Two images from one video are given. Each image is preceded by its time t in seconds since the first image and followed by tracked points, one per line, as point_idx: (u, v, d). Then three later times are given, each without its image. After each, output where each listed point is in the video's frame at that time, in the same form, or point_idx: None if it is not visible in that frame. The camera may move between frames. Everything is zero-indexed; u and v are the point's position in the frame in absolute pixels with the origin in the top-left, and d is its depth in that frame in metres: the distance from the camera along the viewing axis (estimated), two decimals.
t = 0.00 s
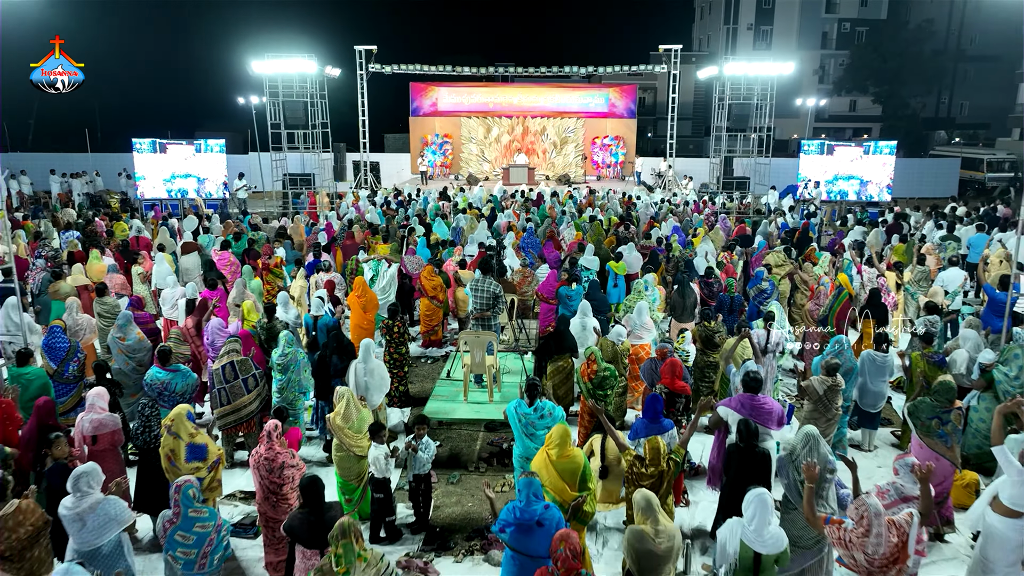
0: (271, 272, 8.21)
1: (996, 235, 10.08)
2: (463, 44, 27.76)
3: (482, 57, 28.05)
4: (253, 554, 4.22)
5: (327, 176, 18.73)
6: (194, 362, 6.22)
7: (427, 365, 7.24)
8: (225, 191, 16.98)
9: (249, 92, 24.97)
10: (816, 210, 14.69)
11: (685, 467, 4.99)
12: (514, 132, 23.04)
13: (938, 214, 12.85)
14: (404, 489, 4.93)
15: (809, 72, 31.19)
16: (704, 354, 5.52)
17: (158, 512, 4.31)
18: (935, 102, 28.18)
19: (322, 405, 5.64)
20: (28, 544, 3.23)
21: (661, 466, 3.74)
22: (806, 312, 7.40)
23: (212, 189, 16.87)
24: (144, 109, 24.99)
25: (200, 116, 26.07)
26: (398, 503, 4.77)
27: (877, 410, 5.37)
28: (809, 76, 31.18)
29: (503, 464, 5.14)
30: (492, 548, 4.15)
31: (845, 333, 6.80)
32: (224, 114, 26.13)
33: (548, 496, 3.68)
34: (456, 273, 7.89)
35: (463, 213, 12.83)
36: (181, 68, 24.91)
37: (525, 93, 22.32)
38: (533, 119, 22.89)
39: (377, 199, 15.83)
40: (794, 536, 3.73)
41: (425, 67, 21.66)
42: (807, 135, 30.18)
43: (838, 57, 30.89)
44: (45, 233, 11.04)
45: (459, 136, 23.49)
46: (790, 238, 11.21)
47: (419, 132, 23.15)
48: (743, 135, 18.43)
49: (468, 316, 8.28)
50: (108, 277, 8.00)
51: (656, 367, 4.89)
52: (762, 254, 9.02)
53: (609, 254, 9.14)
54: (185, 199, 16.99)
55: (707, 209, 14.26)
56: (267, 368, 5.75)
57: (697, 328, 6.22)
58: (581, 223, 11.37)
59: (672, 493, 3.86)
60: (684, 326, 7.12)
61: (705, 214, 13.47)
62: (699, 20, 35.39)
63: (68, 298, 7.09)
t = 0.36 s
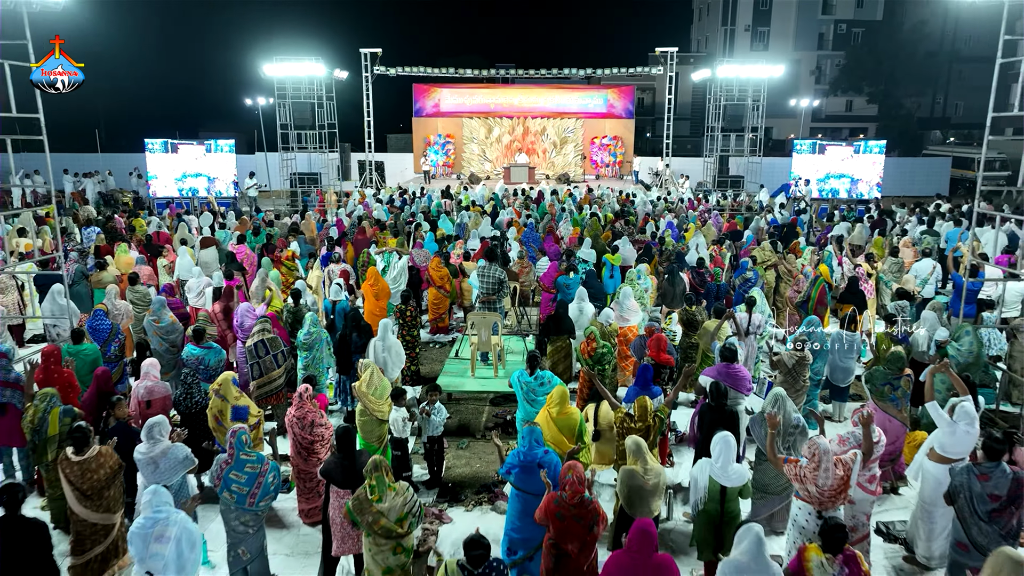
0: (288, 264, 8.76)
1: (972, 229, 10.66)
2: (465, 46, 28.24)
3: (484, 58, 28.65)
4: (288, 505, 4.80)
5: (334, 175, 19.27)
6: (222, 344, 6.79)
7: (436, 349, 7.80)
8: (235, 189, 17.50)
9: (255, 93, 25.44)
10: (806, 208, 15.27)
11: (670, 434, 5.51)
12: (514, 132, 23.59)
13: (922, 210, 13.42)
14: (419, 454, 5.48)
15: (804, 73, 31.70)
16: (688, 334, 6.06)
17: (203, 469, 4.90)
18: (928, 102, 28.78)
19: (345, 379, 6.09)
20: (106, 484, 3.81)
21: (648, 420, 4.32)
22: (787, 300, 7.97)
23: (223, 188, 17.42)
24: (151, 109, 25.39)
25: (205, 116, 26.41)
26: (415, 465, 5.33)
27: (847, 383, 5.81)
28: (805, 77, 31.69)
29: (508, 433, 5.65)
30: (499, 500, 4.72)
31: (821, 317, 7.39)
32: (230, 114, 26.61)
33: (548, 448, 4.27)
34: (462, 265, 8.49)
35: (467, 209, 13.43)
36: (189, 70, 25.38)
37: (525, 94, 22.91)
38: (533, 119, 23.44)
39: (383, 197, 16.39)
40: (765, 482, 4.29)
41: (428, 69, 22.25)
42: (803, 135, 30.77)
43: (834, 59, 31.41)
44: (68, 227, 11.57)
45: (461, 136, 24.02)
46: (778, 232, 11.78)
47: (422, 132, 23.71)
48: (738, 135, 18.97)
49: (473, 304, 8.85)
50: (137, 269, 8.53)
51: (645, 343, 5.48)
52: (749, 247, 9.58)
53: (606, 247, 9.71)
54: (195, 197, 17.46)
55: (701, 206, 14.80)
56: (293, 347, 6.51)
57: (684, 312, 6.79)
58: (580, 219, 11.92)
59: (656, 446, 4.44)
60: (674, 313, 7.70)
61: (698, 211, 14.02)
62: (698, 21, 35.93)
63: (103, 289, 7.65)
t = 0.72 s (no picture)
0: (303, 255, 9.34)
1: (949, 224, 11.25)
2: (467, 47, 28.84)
3: (486, 60, 29.26)
4: (317, 464, 5.40)
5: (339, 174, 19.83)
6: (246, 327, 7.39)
7: (442, 335, 8.40)
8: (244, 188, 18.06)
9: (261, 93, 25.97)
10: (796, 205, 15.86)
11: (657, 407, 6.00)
12: (514, 132, 24.14)
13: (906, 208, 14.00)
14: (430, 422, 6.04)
15: (800, 74, 32.47)
16: (674, 317, 6.64)
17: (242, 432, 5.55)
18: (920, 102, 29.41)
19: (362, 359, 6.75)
20: (163, 438, 4.42)
21: (634, 384, 4.91)
22: (769, 289, 8.54)
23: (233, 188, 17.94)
24: (159, 109, 25.93)
25: (209, 116, 26.76)
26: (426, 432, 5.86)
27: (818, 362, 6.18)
28: (801, 78, 32.46)
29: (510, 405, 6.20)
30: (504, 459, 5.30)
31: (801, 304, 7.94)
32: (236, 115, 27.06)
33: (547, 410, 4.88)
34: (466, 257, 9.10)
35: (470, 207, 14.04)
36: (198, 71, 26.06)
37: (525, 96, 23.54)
38: (533, 120, 24.01)
39: (387, 195, 16.97)
40: (739, 440, 4.87)
41: (431, 71, 22.91)
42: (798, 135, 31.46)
43: (829, 60, 32.21)
44: (90, 222, 12.16)
45: (462, 137, 24.57)
46: (767, 228, 12.37)
47: (424, 133, 24.29)
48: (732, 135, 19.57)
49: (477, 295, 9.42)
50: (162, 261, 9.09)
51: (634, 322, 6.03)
52: (737, 242, 10.16)
53: (601, 241, 10.31)
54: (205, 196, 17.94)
55: (695, 203, 15.39)
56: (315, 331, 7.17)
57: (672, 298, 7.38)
58: (577, 216, 12.51)
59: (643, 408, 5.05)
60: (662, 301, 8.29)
61: (692, 207, 14.61)
62: (696, 23, 36.60)
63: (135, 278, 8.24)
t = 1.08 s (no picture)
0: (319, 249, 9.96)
1: (928, 221, 11.88)
2: (469, 49, 29.40)
3: (487, 61, 29.87)
4: (341, 431, 6.03)
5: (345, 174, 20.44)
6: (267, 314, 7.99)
7: (448, 323, 9.00)
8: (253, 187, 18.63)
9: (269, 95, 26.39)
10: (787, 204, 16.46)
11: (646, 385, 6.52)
12: (515, 133, 24.72)
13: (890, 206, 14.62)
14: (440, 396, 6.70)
15: (797, 75, 33.08)
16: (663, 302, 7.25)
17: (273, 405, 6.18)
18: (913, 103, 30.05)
19: (376, 339, 7.33)
20: (205, 402, 5.03)
21: (621, 355, 5.54)
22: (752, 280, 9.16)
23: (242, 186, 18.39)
24: (159, 111, 25.91)
25: (210, 116, 26.83)
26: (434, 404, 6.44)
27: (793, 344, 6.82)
28: (798, 79, 33.08)
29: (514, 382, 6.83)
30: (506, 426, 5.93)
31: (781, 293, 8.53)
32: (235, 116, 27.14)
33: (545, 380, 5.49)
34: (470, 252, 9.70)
35: (473, 204, 14.61)
36: (200, 74, 26.42)
37: (525, 98, 24.27)
38: (534, 121, 24.65)
39: (392, 194, 17.60)
40: (715, 408, 5.35)
41: (434, 74, 23.61)
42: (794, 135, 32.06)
43: (826, 61, 32.83)
44: (112, 219, 12.78)
45: (464, 137, 25.18)
46: (756, 223, 12.97)
47: (427, 134, 24.89)
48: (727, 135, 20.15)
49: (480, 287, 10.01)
50: (186, 255, 9.71)
51: (623, 307, 6.63)
52: (726, 237, 10.75)
53: (597, 236, 10.90)
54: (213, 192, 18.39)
55: (689, 201, 15.97)
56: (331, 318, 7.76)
57: (662, 286, 8.00)
58: (575, 213, 13.10)
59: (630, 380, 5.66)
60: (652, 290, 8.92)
61: (686, 205, 15.21)
62: (694, 24, 37.20)
63: (163, 270, 8.85)
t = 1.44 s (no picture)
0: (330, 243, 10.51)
1: (910, 218, 12.45)
2: (470, 50, 29.96)
3: (488, 63, 30.45)
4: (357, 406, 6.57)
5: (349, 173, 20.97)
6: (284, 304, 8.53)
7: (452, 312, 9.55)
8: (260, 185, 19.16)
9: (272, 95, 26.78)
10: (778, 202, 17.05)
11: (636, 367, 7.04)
12: (515, 133, 25.28)
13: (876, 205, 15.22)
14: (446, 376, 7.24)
15: (794, 76, 33.67)
16: (654, 290, 7.79)
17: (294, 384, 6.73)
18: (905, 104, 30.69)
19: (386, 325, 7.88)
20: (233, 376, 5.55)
21: (611, 335, 6.10)
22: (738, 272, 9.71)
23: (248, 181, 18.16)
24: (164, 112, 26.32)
25: (213, 116, 27.14)
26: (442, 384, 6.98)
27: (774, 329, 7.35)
28: (794, 80, 33.68)
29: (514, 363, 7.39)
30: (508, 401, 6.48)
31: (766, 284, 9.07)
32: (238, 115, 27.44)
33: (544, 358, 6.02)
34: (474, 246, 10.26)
35: (475, 202, 15.17)
36: (203, 76, 26.83)
37: (526, 99, 24.86)
38: (533, 122, 25.24)
39: (396, 193, 18.18)
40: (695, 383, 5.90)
41: (436, 76, 24.22)
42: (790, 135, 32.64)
43: (822, 62, 33.42)
44: (130, 215, 13.35)
45: (465, 137, 25.73)
46: (747, 220, 13.53)
47: (429, 134, 25.46)
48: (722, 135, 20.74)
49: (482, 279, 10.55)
50: (202, 249, 10.24)
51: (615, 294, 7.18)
52: (716, 232, 11.30)
53: (593, 231, 11.46)
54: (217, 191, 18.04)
55: (683, 199, 16.53)
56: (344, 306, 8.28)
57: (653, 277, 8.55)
58: (573, 210, 13.65)
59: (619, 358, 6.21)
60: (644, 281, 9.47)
61: (680, 203, 15.76)
62: (692, 26, 37.79)
63: (184, 262, 9.39)
